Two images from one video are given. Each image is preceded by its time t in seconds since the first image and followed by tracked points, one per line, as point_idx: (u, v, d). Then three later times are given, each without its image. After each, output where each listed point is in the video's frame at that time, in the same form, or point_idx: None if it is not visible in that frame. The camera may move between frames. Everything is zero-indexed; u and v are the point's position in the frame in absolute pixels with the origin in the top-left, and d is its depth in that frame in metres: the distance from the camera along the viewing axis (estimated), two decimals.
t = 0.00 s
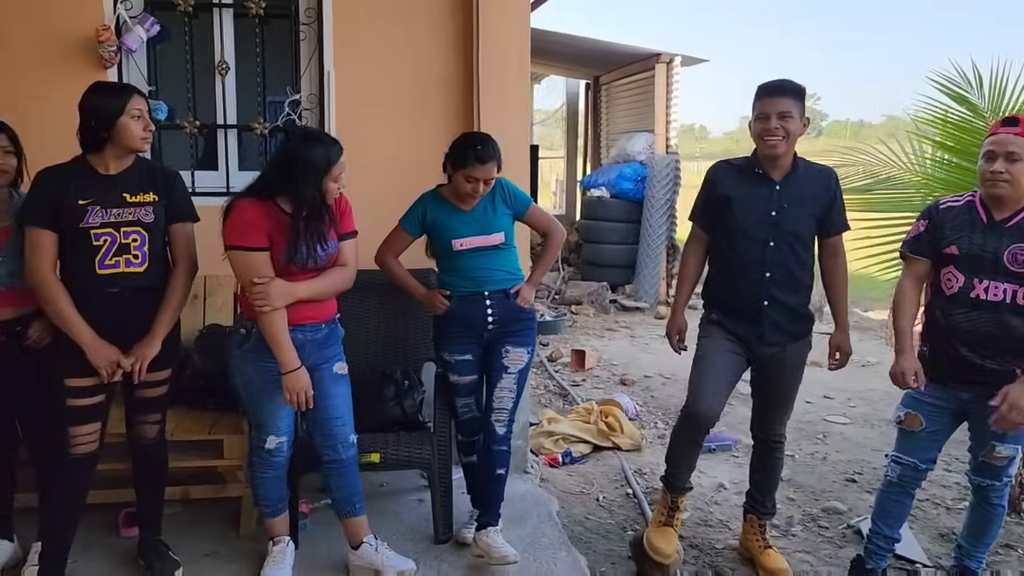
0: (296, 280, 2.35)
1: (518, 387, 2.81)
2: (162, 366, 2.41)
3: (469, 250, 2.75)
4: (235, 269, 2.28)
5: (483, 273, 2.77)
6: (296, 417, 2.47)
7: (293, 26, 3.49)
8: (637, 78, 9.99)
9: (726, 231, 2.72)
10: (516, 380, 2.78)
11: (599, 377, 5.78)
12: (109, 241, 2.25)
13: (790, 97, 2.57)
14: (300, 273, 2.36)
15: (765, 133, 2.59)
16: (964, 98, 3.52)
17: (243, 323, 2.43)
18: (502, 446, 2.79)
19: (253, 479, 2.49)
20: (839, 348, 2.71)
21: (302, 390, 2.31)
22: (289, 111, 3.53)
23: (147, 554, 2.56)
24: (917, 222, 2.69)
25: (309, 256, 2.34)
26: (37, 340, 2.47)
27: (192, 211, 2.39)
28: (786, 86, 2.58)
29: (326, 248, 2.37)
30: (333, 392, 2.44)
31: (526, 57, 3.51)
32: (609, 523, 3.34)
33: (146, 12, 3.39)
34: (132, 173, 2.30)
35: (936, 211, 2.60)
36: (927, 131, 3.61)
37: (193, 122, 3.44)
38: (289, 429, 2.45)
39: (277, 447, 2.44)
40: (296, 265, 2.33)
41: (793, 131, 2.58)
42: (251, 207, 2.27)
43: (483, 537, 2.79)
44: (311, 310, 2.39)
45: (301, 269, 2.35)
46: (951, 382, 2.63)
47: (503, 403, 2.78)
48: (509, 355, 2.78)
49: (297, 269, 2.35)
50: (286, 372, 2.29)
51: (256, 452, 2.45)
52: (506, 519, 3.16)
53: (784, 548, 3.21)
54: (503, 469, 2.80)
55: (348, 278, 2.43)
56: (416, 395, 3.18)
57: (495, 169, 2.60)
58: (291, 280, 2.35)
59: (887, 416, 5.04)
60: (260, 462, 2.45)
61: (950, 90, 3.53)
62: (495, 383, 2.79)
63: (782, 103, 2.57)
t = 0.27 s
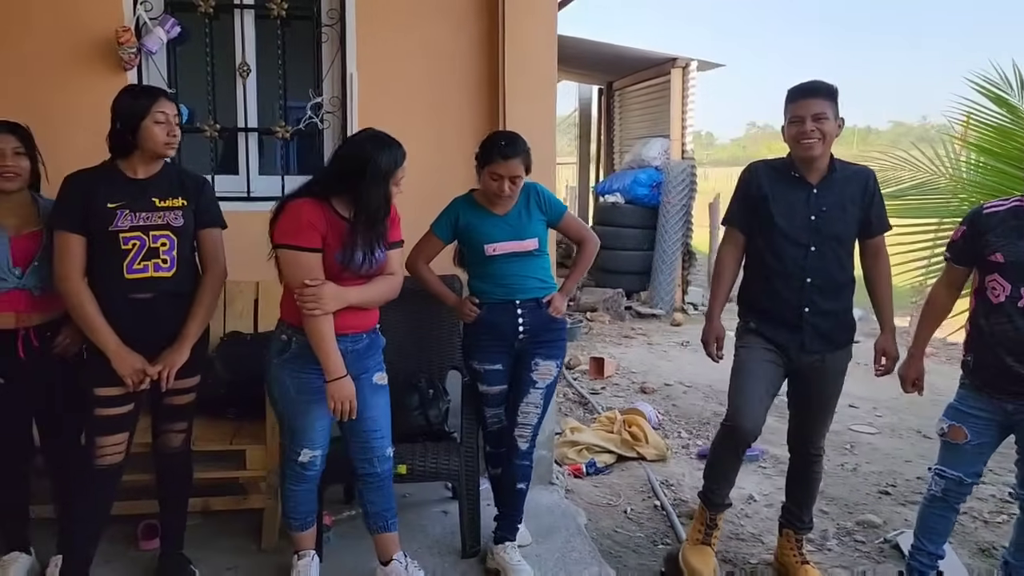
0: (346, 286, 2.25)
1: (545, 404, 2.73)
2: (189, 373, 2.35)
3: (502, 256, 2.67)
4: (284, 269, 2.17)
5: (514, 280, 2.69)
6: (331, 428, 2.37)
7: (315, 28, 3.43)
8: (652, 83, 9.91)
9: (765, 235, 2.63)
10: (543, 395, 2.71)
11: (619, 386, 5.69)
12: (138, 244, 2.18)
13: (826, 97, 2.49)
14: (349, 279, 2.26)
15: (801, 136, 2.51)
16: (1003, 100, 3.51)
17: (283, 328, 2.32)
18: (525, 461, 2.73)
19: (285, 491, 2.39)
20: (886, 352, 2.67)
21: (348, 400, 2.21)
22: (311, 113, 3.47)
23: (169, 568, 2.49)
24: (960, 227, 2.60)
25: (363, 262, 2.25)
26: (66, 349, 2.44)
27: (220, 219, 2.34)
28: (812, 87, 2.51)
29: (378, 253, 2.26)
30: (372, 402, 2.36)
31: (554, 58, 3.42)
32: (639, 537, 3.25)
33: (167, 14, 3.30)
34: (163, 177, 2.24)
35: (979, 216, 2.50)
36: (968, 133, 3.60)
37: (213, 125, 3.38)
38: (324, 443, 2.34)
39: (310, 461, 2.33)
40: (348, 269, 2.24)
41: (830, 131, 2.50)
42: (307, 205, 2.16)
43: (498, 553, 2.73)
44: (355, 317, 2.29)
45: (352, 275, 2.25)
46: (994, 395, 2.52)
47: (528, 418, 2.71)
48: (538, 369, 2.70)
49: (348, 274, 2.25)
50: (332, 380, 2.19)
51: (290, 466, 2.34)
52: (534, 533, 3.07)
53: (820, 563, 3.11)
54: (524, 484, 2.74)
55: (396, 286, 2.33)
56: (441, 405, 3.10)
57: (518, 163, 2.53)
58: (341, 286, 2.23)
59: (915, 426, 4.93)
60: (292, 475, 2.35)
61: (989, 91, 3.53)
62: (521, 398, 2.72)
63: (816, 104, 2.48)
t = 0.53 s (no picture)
0: (386, 302, 2.23)
1: (565, 416, 2.72)
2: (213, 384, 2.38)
3: (522, 266, 2.66)
4: (328, 285, 2.13)
5: (534, 291, 2.68)
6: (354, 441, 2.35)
7: (327, 37, 3.41)
8: (654, 91, 9.91)
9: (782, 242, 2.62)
10: (564, 408, 2.69)
11: (626, 395, 5.66)
12: (162, 253, 2.25)
13: (843, 108, 2.47)
14: (391, 295, 2.24)
15: (813, 147, 2.50)
16: (1016, 109, 3.43)
17: (314, 342, 2.30)
18: (544, 475, 2.71)
19: (303, 504, 2.37)
20: (905, 358, 2.65)
21: (390, 416, 2.24)
22: (323, 122, 3.45)
23: None
24: (982, 237, 2.59)
25: (406, 278, 2.24)
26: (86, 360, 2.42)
27: (243, 232, 2.41)
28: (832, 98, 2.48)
29: (417, 268, 2.26)
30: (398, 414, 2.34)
31: (568, 69, 3.42)
32: (653, 548, 3.22)
33: (180, 23, 3.28)
34: (187, 188, 2.32)
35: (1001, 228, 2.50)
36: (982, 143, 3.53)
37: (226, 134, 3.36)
38: (349, 457, 2.33)
39: (334, 475, 2.31)
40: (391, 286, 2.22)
41: (843, 141, 2.48)
42: (355, 220, 2.14)
43: (517, 568, 2.73)
44: (392, 333, 2.29)
45: (394, 292, 2.24)
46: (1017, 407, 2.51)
47: (548, 432, 2.69)
48: (556, 381, 2.68)
49: (390, 290, 2.23)
50: (376, 398, 2.20)
51: (313, 480, 2.32)
52: (549, 545, 3.05)
53: None
54: (543, 499, 2.72)
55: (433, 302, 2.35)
56: (456, 416, 3.08)
57: (525, 163, 2.55)
58: (382, 302, 2.22)
59: (926, 435, 4.91)
60: (314, 489, 2.33)
61: (1002, 100, 3.45)
62: (541, 411, 2.70)
63: (829, 113, 2.47)
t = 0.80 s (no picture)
0: (398, 315, 2.24)
1: (561, 424, 2.73)
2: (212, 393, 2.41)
3: (518, 274, 2.68)
4: (344, 298, 2.12)
5: (530, 299, 2.70)
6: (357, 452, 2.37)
7: (319, 46, 3.41)
8: (638, 99, 9.99)
9: (777, 251, 2.66)
10: (559, 417, 2.70)
11: (613, 401, 5.70)
12: (160, 263, 2.25)
13: (835, 125, 2.52)
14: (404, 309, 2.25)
15: (802, 160, 2.57)
16: (1000, 119, 3.52)
17: (322, 355, 2.29)
18: (539, 483, 2.71)
19: (306, 512, 2.37)
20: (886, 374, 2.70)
21: (403, 427, 2.24)
22: (316, 131, 3.44)
23: None
24: (972, 245, 2.67)
25: (418, 292, 2.25)
26: (69, 368, 2.38)
27: (242, 241, 2.42)
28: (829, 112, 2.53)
29: (428, 281, 2.28)
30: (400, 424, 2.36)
31: (557, 80, 3.47)
32: (646, 554, 3.24)
33: (172, 32, 3.25)
34: (186, 199, 2.33)
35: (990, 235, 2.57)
36: (966, 152, 3.62)
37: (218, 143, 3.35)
38: (351, 468, 2.34)
39: (337, 485, 2.33)
40: (403, 299, 2.23)
41: (831, 157, 2.53)
42: (371, 235, 2.14)
43: None
44: (403, 346, 2.29)
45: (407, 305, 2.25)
46: (1004, 411, 2.57)
47: (544, 441, 2.70)
48: (553, 391, 2.70)
49: (403, 304, 2.24)
50: (389, 410, 2.20)
51: (315, 489, 2.33)
52: (543, 552, 3.06)
53: None
54: (537, 507, 2.74)
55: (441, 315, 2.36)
56: (450, 424, 3.09)
57: (518, 169, 2.59)
58: (394, 316, 2.22)
59: (909, 440, 4.98)
60: (315, 498, 2.34)
61: (987, 110, 3.53)
62: (536, 421, 2.72)
63: (822, 129, 2.53)
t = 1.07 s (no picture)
0: (373, 317, 2.29)
1: (532, 425, 2.81)
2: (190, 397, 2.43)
3: (490, 279, 2.76)
4: (321, 303, 2.18)
5: (501, 303, 2.78)
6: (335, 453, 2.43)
7: (291, 56, 3.46)
8: (599, 107, 10.14)
9: (734, 261, 2.78)
10: (530, 417, 2.79)
11: (578, 404, 5.80)
12: (139, 268, 2.29)
13: (793, 134, 2.66)
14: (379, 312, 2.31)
15: (761, 168, 2.70)
16: (944, 130, 3.70)
17: (299, 359, 2.34)
18: (512, 483, 2.79)
19: (285, 513, 2.44)
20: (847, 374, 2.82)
21: (380, 426, 2.29)
22: (288, 139, 3.51)
23: None
24: (918, 250, 2.84)
25: (392, 295, 2.31)
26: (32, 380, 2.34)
27: (220, 248, 2.46)
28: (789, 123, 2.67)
29: (401, 283, 2.34)
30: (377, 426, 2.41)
31: (526, 89, 3.56)
32: (614, 550, 3.34)
33: (144, 41, 3.29)
34: (165, 206, 2.37)
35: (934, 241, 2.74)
36: (913, 162, 3.79)
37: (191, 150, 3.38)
38: (329, 469, 2.40)
39: (316, 486, 2.38)
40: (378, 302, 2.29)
41: (788, 166, 2.66)
42: (345, 240, 2.20)
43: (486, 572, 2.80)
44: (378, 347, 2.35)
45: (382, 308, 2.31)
46: (951, 405, 2.74)
47: (516, 441, 2.78)
48: (525, 392, 2.79)
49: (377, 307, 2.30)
50: (367, 409, 2.25)
51: (294, 491, 2.39)
52: (515, 549, 3.14)
53: (787, 570, 3.26)
54: (510, 506, 2.81)
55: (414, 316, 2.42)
56: (422, 425, 3.15)
57: (490, 176, 2.66)
58: (370, 318, 2.28)
59: (863, 438, 5.17)
60: (295, 499, 2.40)
61: (931, 122, 3.70)
62: (509, 421, 2.80)
63: (783, 138, 2.66)
